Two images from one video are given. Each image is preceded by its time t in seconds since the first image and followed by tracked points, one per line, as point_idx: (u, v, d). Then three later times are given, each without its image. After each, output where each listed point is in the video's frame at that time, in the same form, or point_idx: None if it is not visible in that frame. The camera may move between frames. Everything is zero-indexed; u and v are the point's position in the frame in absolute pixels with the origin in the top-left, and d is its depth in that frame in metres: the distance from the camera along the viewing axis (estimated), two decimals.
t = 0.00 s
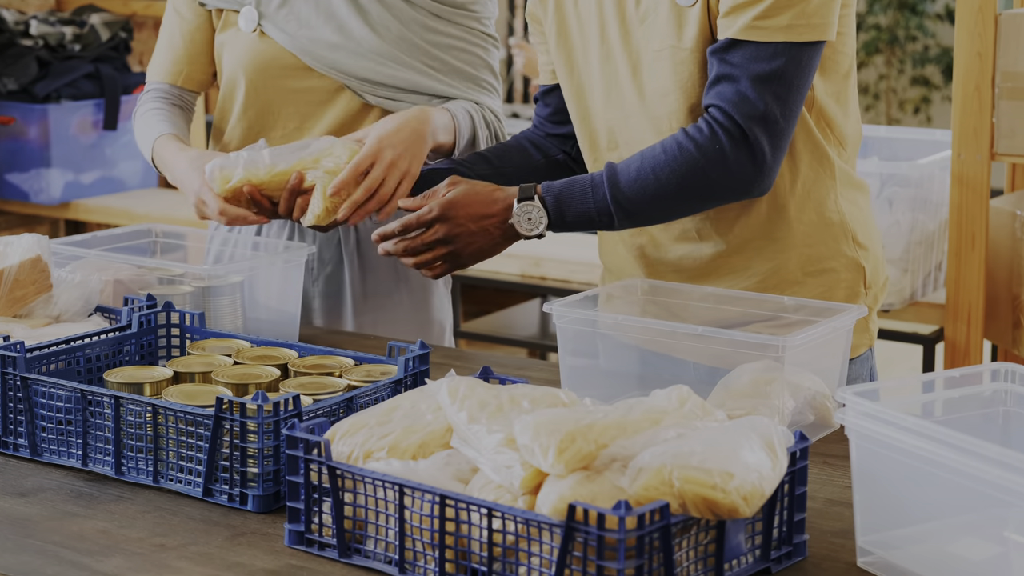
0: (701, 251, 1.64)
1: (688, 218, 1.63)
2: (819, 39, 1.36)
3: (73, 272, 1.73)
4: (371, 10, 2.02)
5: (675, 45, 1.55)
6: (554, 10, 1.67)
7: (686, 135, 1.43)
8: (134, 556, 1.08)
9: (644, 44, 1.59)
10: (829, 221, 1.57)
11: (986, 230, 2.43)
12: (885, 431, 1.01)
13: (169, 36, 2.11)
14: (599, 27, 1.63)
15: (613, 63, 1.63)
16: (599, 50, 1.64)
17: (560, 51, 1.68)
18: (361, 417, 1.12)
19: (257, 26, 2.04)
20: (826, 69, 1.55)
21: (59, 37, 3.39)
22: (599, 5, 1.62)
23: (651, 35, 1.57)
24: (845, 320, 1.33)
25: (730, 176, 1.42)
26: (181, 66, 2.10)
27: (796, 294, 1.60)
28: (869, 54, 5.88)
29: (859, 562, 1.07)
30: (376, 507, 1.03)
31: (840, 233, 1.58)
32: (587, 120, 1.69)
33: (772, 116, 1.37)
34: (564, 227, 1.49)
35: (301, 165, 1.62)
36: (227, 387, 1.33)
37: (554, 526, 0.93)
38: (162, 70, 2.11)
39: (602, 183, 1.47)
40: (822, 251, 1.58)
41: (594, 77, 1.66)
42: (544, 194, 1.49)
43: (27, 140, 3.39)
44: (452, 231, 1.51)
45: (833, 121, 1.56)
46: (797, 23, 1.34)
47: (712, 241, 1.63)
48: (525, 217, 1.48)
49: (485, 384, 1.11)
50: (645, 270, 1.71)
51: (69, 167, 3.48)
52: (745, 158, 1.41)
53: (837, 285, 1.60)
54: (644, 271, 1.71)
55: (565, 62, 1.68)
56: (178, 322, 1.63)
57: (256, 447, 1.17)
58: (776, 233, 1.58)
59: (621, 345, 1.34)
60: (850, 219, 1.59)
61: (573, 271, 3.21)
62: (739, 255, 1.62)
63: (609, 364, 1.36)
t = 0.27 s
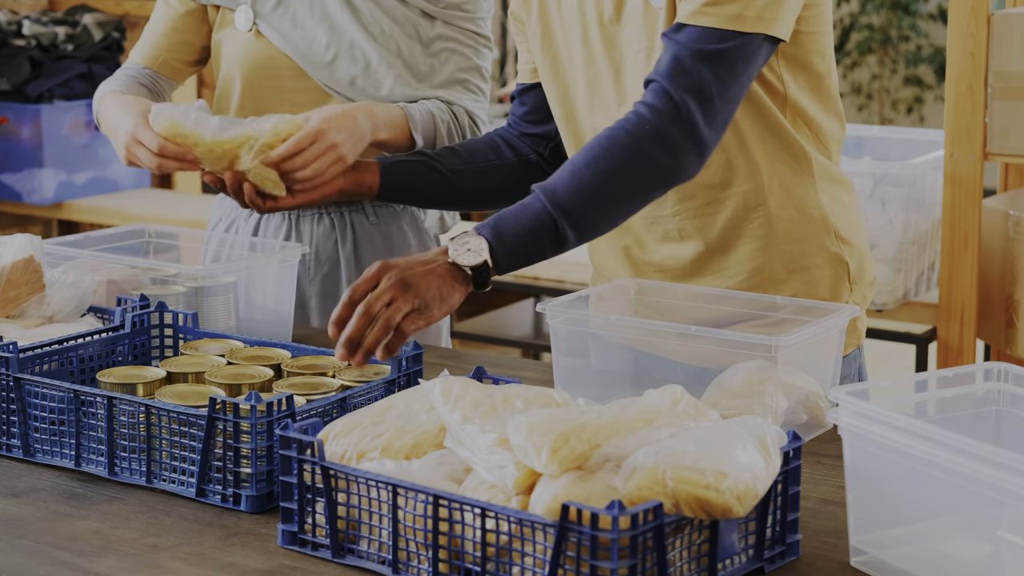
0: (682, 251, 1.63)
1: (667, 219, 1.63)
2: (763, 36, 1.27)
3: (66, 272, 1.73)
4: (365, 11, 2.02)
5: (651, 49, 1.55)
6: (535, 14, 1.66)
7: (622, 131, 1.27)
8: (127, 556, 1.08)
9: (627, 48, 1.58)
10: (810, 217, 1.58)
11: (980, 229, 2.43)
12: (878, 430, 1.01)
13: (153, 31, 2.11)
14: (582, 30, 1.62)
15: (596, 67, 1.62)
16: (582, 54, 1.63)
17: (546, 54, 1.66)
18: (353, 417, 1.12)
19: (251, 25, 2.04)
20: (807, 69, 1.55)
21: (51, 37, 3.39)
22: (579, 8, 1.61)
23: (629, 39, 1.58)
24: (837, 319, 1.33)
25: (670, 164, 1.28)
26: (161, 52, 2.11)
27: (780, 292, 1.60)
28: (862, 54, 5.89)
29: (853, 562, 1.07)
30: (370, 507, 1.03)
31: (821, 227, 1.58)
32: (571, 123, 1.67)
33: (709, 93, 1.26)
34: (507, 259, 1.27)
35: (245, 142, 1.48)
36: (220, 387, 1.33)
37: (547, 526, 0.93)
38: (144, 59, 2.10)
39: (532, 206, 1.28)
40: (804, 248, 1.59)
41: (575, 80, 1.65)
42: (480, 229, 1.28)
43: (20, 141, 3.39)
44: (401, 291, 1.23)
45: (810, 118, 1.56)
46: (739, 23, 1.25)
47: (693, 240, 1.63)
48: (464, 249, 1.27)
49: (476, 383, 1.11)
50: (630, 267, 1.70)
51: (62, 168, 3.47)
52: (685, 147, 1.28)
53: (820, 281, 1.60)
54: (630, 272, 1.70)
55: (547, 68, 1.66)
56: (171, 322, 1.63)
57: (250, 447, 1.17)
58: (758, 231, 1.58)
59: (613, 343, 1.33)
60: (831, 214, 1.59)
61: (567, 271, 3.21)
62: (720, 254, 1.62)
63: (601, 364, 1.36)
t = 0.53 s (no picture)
0: (663, 253, 1.64)
1: (648, 221, 1.64)
2: (725, 26, 1.31)
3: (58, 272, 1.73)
4: (359, 12, 2.01)
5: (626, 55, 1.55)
6: (517, 22, 1.68)
7: (581, 116, 1.33)
8: (120, 557, 1.08)
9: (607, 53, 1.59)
10: (791, 214, 1.58)
11: (972, 229, 2.43)
12: (871, 429, 1.01)
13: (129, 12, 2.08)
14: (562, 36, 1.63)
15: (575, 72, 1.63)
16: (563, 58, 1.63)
17: (524, 57, 1.68)
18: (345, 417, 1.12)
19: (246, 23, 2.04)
20: (784, 68, 1.56)
21: (44, 37, 3.40)
22: (559, 15, 1.63)
23: (609, 44, 1.58)
24: (829, 319, 1.33)
25: (627, 146, 1.33)
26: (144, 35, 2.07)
27: (763, 291, 1.60)
28: (854, 54, 5.90)
29: (846, 562, 1.07)
30: (363, 507, 1.03)
31: (803, 225, 1.58)
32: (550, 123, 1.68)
33: (667, 77, 1.30)
34: (466, 244, 1.35)
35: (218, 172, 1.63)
36: (213, 387, 1.33)
37: (540, 526, 0.93)
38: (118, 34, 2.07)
39: (491, 192, 1.35)
40: (786, 245, 1.58)
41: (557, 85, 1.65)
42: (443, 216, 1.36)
43: (13, 141, 3.39)
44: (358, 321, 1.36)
45: (788, 114, 1.57)
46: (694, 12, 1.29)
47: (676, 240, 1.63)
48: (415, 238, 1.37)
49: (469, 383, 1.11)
50: (614, 272, 1.70)
51: (55, 168, 3.47)
52: (642, 130, 1.32)
53: (805, 279, 1.60)
54: (613, 277, 1.70)
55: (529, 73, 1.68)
56: (163, 322, 1.62)
57: (242, 447, 1.17)
58: (740, 229, 1.58)
59: (604, 342, 1.34)
60: (813, 211, 1.59)
61: (560, 271, 3.21)
62: (701, 254, 1.63)
63: (593, 364, 1.36)
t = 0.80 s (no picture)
0: (655, 253, 1.64)
1: (639, 222, 1.64)
2: (712, 25, 1.31)
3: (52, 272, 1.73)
4: (357, 15, 2.03)
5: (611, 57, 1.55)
6: (493, 24, 1.65)
7: (567, 116, 1.33)
8: (113, 557, 1.08)
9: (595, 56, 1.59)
10: (782, 213, 1.58)
11: (965, 229, 2.43)
12: (864, 429, 1.01)
13: (126, 19, 2.11)
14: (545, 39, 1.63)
15: (560, 75, 1.63)
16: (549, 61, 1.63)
17: (506, 61, 1.66)
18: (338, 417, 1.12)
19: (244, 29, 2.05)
20: (772, 68, 1.56)
21: (37, 37, 3.39)
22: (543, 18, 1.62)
23: (596, 46, 1.58)
24: (822, 318, 1.33)
25: (614, 147, 1.33)
26: (145, 43, 2.10)
27: (756, 290, 1.60)
28: (848, 54, 5.90)
29: (839, 561, 1.07)
30: (357, 507, 1.03)
31: (794, 223, 1.58)
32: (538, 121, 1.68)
33: (653, 76, 1.30)
34: (453, 247, 1.36)
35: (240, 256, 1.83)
36: (207, 387, 1.33)
37: (534, 526, 0.93)
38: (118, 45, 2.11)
39: (477, 195, 1.36)
40: (778, 244, 1.58)
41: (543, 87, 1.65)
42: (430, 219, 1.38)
43: (6, 141, 3.38)
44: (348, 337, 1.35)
45: (776, 112, 1.57)
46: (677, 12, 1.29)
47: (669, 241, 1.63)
48: (401, 242, 1.38)
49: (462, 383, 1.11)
50: (607, 273, 1.71)
51: (48, 168, 3.47)
52: (630, 129, 1.33)
53: (797, 277, 1.60)
54: (607, 276, 1.70)
55: (510, 74, 1.66)
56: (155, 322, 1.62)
57: (236, 447, 1.17)
58: (731, 229, 1.59)
59: (596, 340, 1.34)
60: (803, 209, 1.59)
61: (553, 271, 3.21)
62: (694, 252, 1.63)
63: (587, 364, 1.36)
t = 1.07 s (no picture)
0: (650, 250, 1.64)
1: (634, 219, 1.63)
2: (719, 26, 1.32)
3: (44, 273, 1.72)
4: (347, 18, 2.03)
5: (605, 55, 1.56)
6: (473, 20, 1.64)
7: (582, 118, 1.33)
8: (106, 558, 1.08)
9: (585, 52, 1.59)
10: (776, 211, 1.58)
11: (957, 229, 2.44)
12: (857, 428, 1.01)
13: (120, 28, 2.12)
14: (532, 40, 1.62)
15: (546, 73, 1.63)
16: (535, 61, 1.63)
17: (491, 63, 1.66)
18: (330, 417, 1.12)
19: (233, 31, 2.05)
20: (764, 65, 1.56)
21: (29, 37, 3.39)
22: (530, 19, 1.61)
23: (588, 44, 1.58)
24: (815, 318, 1.33)
25: (627, 147, 1.33)
26: (140, 52, 2.11)
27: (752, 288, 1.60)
28: (840, 54, 5.90)
29: (832, 561, 1.07)
30: (349, 507, 1.03)
31: (788, 221, 1.59)
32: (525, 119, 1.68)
33: (665, 79, 1.31)
34: (459, 244, 1.35)
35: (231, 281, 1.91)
36: (199, 387, 1.33)
37: (527, 526, 0.93)
38: (114, 56, 2.12)
39: (486, 190, 1.34)
40: (773, 243, 1.59)
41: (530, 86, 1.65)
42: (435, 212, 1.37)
43: None
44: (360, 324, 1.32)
45: (769, 109, 1.57)
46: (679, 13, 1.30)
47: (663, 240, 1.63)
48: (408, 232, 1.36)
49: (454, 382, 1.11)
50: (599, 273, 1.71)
51: (40, 168, 3.46)
52: (645, 133, 1.33)
53: (792, 275, 1.60)
54: (599, 276, 1.70)
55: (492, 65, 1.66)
56: (148, 322, 1.62)
57: (229, 448, 1.17)
58: (727, 227, 1.59)
59: (588, 341, 1.34)
60: (797, 207, 1.59)
61: (546, 271, 3.21)
62: (689, 251, 1.63)
63: (580, 364, 1.36)
